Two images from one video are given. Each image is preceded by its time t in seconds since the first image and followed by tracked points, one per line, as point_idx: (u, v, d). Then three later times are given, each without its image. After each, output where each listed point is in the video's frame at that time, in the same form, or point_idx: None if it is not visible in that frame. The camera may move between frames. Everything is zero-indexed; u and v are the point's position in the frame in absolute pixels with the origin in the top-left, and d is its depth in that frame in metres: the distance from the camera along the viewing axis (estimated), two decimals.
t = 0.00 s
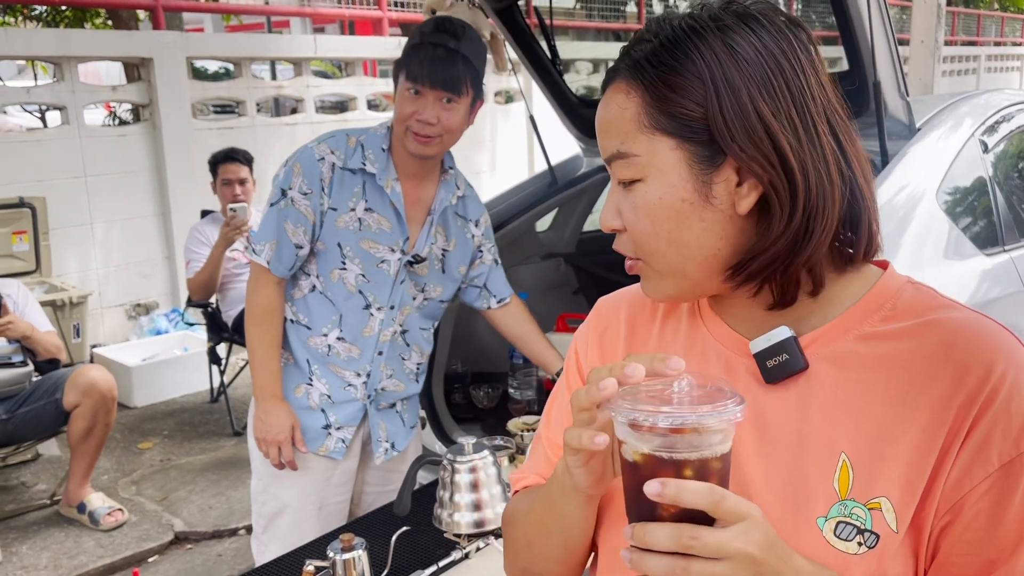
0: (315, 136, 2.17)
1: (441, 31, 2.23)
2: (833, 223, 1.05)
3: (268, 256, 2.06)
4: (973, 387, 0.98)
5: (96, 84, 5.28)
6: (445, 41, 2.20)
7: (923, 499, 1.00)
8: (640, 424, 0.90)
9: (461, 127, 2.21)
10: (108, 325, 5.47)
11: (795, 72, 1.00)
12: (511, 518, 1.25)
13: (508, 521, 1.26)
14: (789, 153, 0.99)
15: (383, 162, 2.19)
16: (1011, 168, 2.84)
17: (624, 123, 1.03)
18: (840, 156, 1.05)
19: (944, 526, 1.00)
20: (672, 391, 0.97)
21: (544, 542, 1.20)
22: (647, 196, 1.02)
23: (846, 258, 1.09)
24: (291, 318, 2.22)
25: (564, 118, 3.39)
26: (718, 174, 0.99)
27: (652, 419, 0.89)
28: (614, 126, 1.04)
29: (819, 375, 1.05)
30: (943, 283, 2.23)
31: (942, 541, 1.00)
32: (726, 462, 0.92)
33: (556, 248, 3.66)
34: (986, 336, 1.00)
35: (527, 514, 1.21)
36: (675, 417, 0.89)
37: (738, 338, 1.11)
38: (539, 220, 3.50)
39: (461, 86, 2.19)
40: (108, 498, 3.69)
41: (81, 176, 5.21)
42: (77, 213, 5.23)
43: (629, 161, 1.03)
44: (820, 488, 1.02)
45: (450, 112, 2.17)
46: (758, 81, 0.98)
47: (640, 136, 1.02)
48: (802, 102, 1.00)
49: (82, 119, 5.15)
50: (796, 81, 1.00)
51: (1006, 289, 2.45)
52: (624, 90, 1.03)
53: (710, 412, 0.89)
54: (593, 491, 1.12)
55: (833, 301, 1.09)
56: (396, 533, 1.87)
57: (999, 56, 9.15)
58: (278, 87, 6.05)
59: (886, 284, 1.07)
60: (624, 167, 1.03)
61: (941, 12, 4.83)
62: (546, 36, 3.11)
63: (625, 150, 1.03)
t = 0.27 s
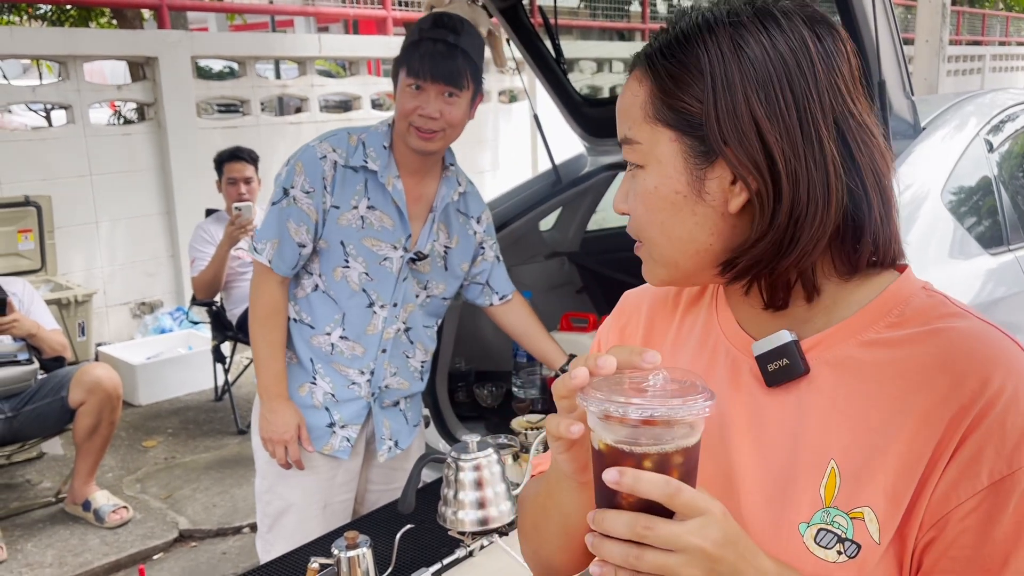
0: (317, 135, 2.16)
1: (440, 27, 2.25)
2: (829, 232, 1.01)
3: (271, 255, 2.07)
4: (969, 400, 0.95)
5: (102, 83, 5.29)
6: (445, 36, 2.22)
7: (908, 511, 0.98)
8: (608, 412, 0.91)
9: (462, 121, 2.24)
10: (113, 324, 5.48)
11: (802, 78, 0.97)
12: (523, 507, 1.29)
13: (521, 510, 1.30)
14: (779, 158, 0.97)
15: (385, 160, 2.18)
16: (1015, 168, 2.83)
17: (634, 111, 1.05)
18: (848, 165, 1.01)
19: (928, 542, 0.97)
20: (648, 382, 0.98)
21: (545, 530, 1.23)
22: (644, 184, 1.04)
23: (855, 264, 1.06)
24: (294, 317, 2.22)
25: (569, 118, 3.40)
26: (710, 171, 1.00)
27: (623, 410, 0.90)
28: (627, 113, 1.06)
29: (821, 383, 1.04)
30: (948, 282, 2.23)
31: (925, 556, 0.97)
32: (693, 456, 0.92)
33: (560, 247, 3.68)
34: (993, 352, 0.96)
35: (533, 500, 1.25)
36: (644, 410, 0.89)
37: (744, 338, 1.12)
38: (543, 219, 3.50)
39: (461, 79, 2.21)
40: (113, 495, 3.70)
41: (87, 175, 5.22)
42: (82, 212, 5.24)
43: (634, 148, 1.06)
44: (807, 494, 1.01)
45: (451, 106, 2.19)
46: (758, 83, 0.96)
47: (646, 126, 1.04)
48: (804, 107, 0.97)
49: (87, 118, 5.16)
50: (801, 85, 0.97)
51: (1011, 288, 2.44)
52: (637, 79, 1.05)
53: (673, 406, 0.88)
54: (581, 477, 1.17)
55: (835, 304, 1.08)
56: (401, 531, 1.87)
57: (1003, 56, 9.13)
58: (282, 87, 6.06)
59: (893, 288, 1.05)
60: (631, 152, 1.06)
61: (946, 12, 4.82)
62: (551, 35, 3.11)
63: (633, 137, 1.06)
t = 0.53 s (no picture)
0: (318, 132, 2.17)
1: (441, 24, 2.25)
2: (840, 230, 1.01)
3: (273, 252, 2.07)
4: (974, 401, 0.94)
5: (106, 81, 5.30)
6: (447, 33, 2.23)
7: (912, 511, 0.97)
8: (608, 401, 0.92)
9: (465, 117, 2.24)
10: (117, 322, 5.49)
11: (819, 75, 0.97)
12: (526, 501, 1.29)
13: (524, 503, 1.30)
14: (792, 154, 0.97)
15: (386, 157, 2.18)
16: (1020, 167, 2.83)
17: (650, 100, 1.05)
18: (860, 163, 1.01)
19: (932, 542, 0.96)
20: (652, 376, 0.98)
21: (547, 520, 1.22)
22: (656, 174, 1.04)
23: (863, 263, 1.06)
24: (295, 315, 2.23)
25: (572, 117, 3.39)
26: (722, 165, 1.00)
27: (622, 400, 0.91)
28: (641, 102, 1.06)
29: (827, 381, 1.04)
30: (952, 281, 2.22)
31: (928, 556, 0.97)
32: (695, 449, 0.92)
33: (564, 246, 3.67)
34: (1002, 352, 0.95)
35: (535, 493, 1.25)
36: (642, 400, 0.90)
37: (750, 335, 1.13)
38: (546, 218, 3.50)
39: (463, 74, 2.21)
40: (117, 493, 3.71)
41: (91, 173, 5.23)
42: (86, 210, 5.25)
43: (646, 139, 1.05)
44: (810, 492, 1.01)
45: (454, 103, 2.20)
46: (774, 78, 0.96)
47: (660, 117, 1.04)
48: (819, 104, 0.97)
49: (91, 116, 5.17)
50: (816, 82, 0.97)
51: (1015, 287, 2.44)
52: (652, 70, 1.05)
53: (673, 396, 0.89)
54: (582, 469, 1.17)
55: (843, 303, 1.08)
56: (405, 528, 1.87)
57: (1007, 56, 9.10)
58: (286, 85, 6.07)
59: (902, 288, 1.05)
60: (643, 143, 1.06)
61: (950, 11, 4.81)
62: (555, 33, 3.10)
63: (646, 127, 1.06)
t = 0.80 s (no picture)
0: (313, 130, 2.18)
1: (465, 38, 2.18)
2: (848, 226, 1.02)
3: (271, 252, 2.07)
4: (981, 395, 0.95)
5: (108, 80, 5.31)
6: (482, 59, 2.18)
7: (923, 507, 0.97)
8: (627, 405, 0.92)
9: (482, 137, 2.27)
10: (120, 320, 5.50)
11: (832, 69, 0.97)
12: (523, 499, 1.29)
13: (521, 501, 1.29)
14: (804, 147, 0.97)
15: (381, 155, 2.18)
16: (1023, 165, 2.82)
17: (658, 92, 1.04)
18: (869, 158, 1.01)
19: (944, 536, 0.96)
20: (666, 376, 0.98)
21: (546, 518, 1.22)
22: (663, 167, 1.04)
23: (867, 258, 1.06)
24: (295, 314, 2.23)
25: (575, 115, 3.40)
26: (734, 157, 1.00)
27: (640, 402, 0.91)
28: (649, 94, 1.05)
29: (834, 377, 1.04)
30: (955, 279, 2.22)
31: (941, 551, 0.97)
32: (715, 450, 0.92)
33: (566, 244, 3.66)
34: (1005, 346, 0.96)
35: (534, 492, 1.24)
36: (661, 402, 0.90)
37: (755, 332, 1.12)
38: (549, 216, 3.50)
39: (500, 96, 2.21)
40: (120, 490, 3.71)
41: (94, 172, 5.24)
42: (89, 208, 5.26)
43: (653, 132, 1.05)
44: (823, 489, 1.01)
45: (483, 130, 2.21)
46: (788, 71, 0.96)
47: (668, 109, 1.03)
48: (830, 98, 0.97)
49: (94, 115, 5.18)
50: (828, 76, 0.97)
51: (1019, 285, 2.43)
52: (661, 62, 1.04)
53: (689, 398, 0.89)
54: (585, 469, 1.15)
55: (847, 299, 1.08)
56: (409, 526, 1.88)
57: (1011, 54, 9.05)
58: (288, 83, 6.07)
59: (905, 284, 1.05)
60: (649, 135, 1.06)
61: (953, 9, 4.80)
62: (558, 32, 3.11)
63: (653, 120, 1.05)
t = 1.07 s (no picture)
0: (320, 132, 2.15)
1: (495, 60, 2.20)
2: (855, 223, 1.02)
3: (276, 255, 2.07)
4: (988, 385, 0.95)
5: (110, 78, 5.31)
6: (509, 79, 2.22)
7: (932, 498, 0.98)
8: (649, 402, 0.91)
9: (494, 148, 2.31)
10: (121, 319, 5.51)
11: (841, 64, 0.98)
12: (519, 494, 1.27)
13: (517, 496, 1.28)
14: (815, 142, 0.97)
15: (389, 161, 2.17)
16: None
17: (664, 87, 1.03)
18: (875, 155, 1.02)
19: (954, 525, 0.97)
20: (681, 374, 0.99)
21: (546, 515, 1.20)
22: (670, 161, 1.03)
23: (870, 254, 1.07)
24: (296, 313, 2.23)
25: (577, 114, 3.38)
26: (746, 150, 0.99)
27: (660, 399, 0.91)
28: (654, 89, 1.05)
29: (839, 369, 1.04)
30: (957, 277, 2.22)
31: (951, 542, 0.97)
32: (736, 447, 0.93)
33: (568, 242, 3.66)
34: (1007, 337, 0.97)
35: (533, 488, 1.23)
36: (681, 398, 0.90)
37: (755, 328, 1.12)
38: (551, 215, 3.50)
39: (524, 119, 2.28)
40: (122, 488, 3.72)
41: (95, 170, 5.24)
42: (91, 207, 5.26)
43: (660, 126, 1.04)
44: (832, 480, 1.01)
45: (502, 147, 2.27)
46: (799, 64, 0.96)
47: (676, 106, 1.03)
48: (839, 93, 0.97)
49: (96, 113, 5.18)
50: (837, 72, 0.97)
51: (1020, 283, 2.43)
52: (666, 56, 1.04)
53: (709, 396, 0.89)
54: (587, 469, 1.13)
55: (849, 294, 1.08)
56: (411, 523, 1.88)
57: (1014, 52, 9.01)
58: (290, 82, 6.07)
59: (907, 278, 1.06)
60: (655, 131, 1.05)
61: (955, 7, 4.79)
62: (559, 29, 3.12)
63: (660, 115, 1.04)
